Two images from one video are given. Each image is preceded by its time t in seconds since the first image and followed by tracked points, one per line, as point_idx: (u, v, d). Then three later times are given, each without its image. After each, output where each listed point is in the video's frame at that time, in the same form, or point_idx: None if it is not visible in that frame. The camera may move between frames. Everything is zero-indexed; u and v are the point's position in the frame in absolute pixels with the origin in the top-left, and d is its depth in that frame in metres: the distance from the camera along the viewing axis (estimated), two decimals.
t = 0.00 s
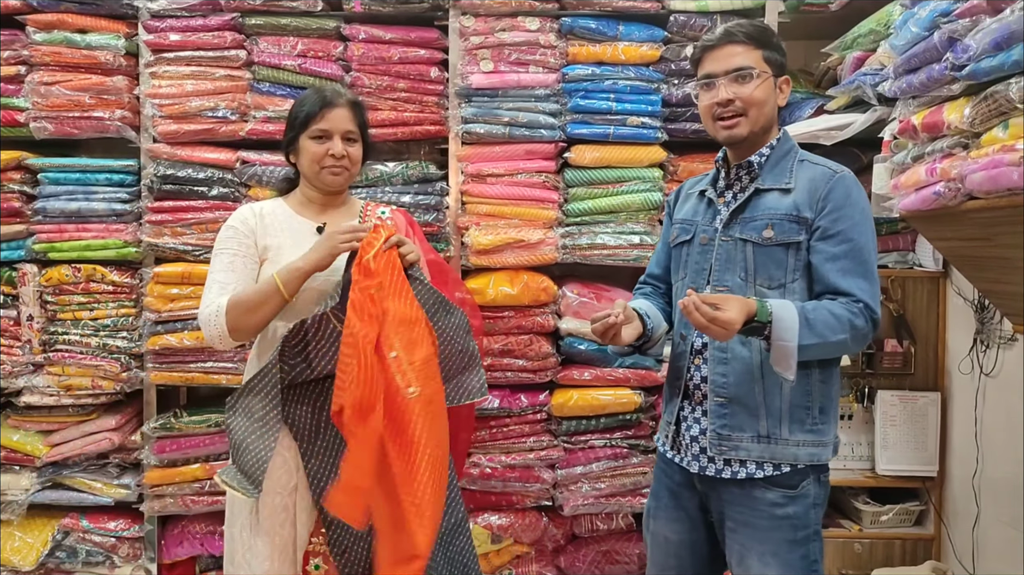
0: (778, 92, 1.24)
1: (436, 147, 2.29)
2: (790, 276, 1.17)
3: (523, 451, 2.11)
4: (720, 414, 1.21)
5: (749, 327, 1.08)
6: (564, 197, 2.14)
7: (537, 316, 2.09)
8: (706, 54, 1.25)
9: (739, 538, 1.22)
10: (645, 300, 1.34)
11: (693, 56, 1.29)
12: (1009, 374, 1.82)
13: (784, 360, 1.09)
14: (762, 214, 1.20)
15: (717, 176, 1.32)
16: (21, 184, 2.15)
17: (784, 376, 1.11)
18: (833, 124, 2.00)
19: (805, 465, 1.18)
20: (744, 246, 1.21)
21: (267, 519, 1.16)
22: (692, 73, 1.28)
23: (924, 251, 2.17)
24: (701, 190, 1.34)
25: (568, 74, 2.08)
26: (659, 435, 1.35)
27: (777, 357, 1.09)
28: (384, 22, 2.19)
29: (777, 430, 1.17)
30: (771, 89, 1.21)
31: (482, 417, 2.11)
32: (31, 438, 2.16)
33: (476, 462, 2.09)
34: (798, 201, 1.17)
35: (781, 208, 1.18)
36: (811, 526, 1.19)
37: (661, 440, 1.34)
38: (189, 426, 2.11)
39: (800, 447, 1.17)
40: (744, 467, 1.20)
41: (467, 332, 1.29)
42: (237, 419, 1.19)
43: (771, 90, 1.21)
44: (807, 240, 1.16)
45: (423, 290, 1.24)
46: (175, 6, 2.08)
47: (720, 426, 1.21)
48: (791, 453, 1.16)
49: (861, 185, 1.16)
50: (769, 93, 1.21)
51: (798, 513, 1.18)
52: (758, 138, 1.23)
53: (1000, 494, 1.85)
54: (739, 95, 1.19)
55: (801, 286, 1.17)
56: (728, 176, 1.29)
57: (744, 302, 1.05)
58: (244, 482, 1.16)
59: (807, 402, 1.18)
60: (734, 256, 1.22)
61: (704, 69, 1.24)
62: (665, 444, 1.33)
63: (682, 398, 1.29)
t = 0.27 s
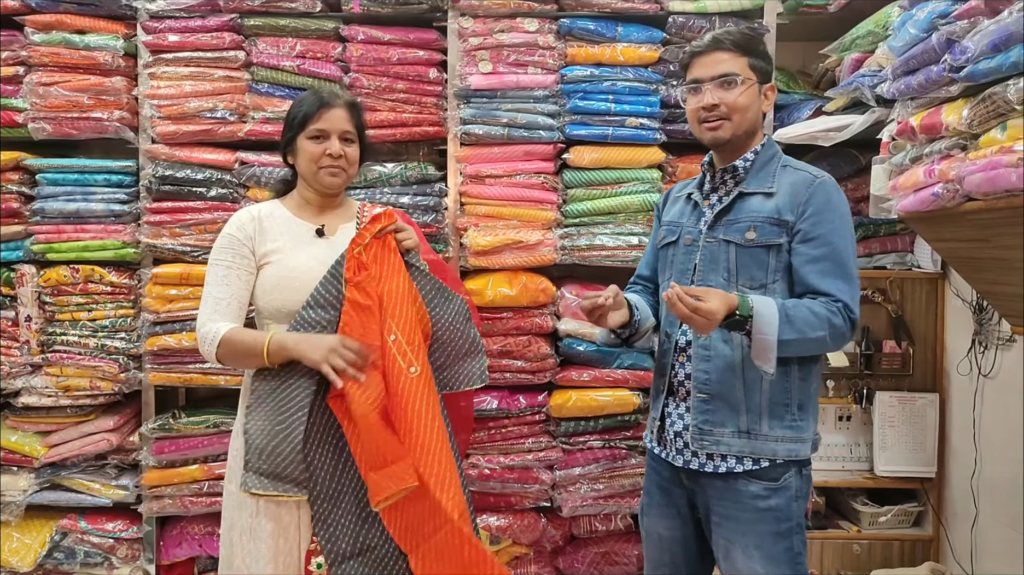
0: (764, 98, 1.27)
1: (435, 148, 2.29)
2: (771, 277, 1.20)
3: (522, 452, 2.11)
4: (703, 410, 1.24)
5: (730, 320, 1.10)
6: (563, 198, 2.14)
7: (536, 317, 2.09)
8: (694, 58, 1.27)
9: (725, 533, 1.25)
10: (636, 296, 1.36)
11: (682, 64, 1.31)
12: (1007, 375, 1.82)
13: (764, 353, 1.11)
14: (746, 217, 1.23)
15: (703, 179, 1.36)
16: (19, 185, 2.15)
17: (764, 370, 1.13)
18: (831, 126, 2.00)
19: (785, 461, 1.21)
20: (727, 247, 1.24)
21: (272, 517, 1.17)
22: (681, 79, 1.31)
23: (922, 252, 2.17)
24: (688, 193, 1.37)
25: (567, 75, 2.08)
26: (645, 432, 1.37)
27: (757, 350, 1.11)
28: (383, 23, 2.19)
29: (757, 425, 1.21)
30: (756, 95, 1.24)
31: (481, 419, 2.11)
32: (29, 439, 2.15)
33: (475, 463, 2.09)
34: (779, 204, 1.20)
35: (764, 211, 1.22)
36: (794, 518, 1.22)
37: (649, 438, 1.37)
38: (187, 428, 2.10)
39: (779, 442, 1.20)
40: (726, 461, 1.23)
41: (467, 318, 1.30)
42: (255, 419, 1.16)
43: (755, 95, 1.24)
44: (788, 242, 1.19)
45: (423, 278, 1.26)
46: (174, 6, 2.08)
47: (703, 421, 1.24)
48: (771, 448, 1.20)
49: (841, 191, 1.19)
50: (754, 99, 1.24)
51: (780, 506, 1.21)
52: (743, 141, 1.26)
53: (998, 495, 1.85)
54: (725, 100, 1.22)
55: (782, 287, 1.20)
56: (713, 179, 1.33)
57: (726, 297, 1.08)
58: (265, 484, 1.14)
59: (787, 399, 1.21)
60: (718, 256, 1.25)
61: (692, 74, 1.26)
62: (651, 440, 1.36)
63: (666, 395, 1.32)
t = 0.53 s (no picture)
0: (748, 105, 1.28)
1: (434, 149, 2.29)
2: (755, 274, 1.23)
3: (522, 453, 2.11)
4: (693, 405, 1.25)
5: (712, 305, 1.13)
6: (562, 199, 2.15)
7: (536, 318, 2.09)
8: (680, 68, 1.28)
9: (718, 527, 1.25)
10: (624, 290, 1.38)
11: (668, 71, 1.32)
12: (1007, 375, 1.82)
13: (741, 339, 1.14)
14: (732, 217, 1.25)
15: (689, 182, 1.38)
16: (19, 187, 2.15)
17: (741, 355, 1.16)
18: (830, 126, 2.00)
19: (774, 452, 1.23)
20: (715, 247, 1.26)
21: (274, 517, 1.13)
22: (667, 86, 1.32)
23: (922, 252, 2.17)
24: (674, 195, 1.39)
25: (566, 75, 2.08)
26: (636, 429, 1.38)
27: (735, 336, 1.14)
28: (382, 24, 2.19)
29: (746, 418, 1.22)
30: (740, 101, 1.26)
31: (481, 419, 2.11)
32: (28, 440, 2.15)
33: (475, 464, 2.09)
34: (765, 205, 1.23)
35: (749, 211, 1.24)
36: (786, 508, 1.25)
37: (640, 436, 1.37)
38: (187, 429, 2.10)
39: (768, 435, 1.22)
40: (716, 455, 1.24)
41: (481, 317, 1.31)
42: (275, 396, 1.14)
43: (739, 102, 1.26)
44: (774, 241, 1.22)
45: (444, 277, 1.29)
46: (173, 8, 2.08)
47: (694, 415, 1.25)
48: (760, 440, 1.21)
49: (824, 192, 1.22)
50: (738, 105, 1.25)
51: (772, 497, 1.23)
52: (728, 146, 1.28)
53: (998, 495, 1.85)
54: (710, 106, 1.23)
55: (768, 285, 1.23)
56: (699, 182, 1.35)
57: (706, 282, 1.12)
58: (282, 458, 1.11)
59: (774, 393, 1.23)
60: (706, 256, 1.27)
61: (679, 81, 1.27)
62: (643, 437, 1.36)
63: (657, 391, 1.32)
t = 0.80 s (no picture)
0: (729, 112, 1.31)
1: (430, 150, 2.29)
2: (739, 272, 1.25)
3: (518, 454, 2.11)
4: (683, 401, 1.26)
5: (690, 299, 1.15)
6: (559, 200, 2.15)
7: (532, 319, 2.09)
8: (665, 80, 1.30)
9: (712, 522, 1.26)
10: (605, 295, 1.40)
11: (654, 82, 1.34)
12: (1002, 375, 1.82)
13: (719, 332, 1.17)
14: (717, 219, 1.27)
15: (674, 186, 1.39)
16: (14, 188, 2.15)
17: (719, 347, 1.18)
18: (825, 127, 2.00)
19: (764, 446, 1.24)
20: (701, 248, 1.28)
21: (269, 518, 1.13)
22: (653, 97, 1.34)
23: (917, 252, 2.17)
24: (660, 200, 1.40)
25: (563, 76, 2.08)
26: (630, 427, 1.38)
27: (713, 328, 1.16)
28: (378, 24, 2.19)
29: (736, 412, 1.23)
30: (722, 111, 1.28)
31: (477, 420, 2.11)
32: (24, 442, 2.15)
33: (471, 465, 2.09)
34: (748, 206, 1.25)
35: (733, 213, 1.25)
36: (778, 502, 1.26)
37: (633, 433, 1.37)
38: (182, 430, 2.10)
39: (757, 429, 1.23)
40: (708, 449, 1.25)
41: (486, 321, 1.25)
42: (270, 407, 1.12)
43: (721, 111, 1.28)
44: (758, 241, 1.24)
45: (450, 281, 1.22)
46: (168, 8, 2.08)
47: (684, 411, 1.26)
48: (749, 434, 1.22)
49: (804, 193, 1.24)
50: (721, 114, 1.28)
51: (764, 490, 1.24)
52: (711, 153, 1.30)
53: (993, 496, 1.85)
54: (694, 117, 1.25)
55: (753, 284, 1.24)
56: (685, 186, 1.36)
57: (685, 279, 1.15)
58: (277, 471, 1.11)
59: (761, 388, 1.24)
60: (693, 257, 1.29)
61: (663, 92, 1.29)
62: (636, 434, 1.37)
63: (648, 391, 1.33)
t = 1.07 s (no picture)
0: (719, 118, 1.31)
1: (428, 150, 2.29)
2: (733, 275, 1.25)
3: (517, 454, 2.11)
4: (679, 401, 1.26)
5: (686, 304, 1.17)
6: (557, 200, 2.15)
7: (531, 319, 2.09)
8: (655, 85, 1.31)
9: (705, 517, 1.26)
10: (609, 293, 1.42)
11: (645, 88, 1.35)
12: (999, 375, 1.82)
13: (715, 335, 1.18)
14: (710, 222, 1.27)
15: (667, 191, 1.39)
16: (12, 189, 2.15)
17: (716, 349, 1.20)
18: (822, 127, 2.00)
19: (757, 442, 1.25)
20: (695, 251, 1.28)
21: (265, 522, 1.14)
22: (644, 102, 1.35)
23: (915, 252, 2.18)
24: (654, 203, 1.40)
25: (560, 77, 2.08)
26: (627, 426, 1.38)
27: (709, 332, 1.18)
28: (375, 25, 2.19)
29: (729, 411, 1.24)
30: (712, 115, 1.28)
31: (476, 421, 2.11)
32: (22, 443, 2.15)
33: (469, 465, 2.09)
34: (740, 210, 1.25)
35: (726, 216, 1.26)
36: (770, 497, 1.27)
37: (630, 431, 1.38)
38: (180, 431, 2.10)
39: (750, 426, 1.23)
40: (704, 447, 1.25)
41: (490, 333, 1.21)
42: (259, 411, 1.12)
43: (711, 115, 1.28)
44: (750, 244, 1.24)
45: (450, 290, 1.20)
46: (165, 10, 2.08)
47: (680, 411, 1.26)
48: (742, 431, 1.23)
49: (794, 195, 1.25)
50: (710, 118, 1.28)
51: (757, 486, 1.25)
52: (702, 156, 1.31)
53: (990, 495, 1.85)
54: (684, 121, 1.26)
55: (746, 286, 1.25)
56: (678, 190, 1.36)
57: (677, 285, 1.16)
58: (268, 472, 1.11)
59: (754, 385, 1.25)
60: (686, 259, 1.29)
61: (654, 98, 1.29)
62: (633, 433, 1.37)
63: (645, 391, 1.33)
